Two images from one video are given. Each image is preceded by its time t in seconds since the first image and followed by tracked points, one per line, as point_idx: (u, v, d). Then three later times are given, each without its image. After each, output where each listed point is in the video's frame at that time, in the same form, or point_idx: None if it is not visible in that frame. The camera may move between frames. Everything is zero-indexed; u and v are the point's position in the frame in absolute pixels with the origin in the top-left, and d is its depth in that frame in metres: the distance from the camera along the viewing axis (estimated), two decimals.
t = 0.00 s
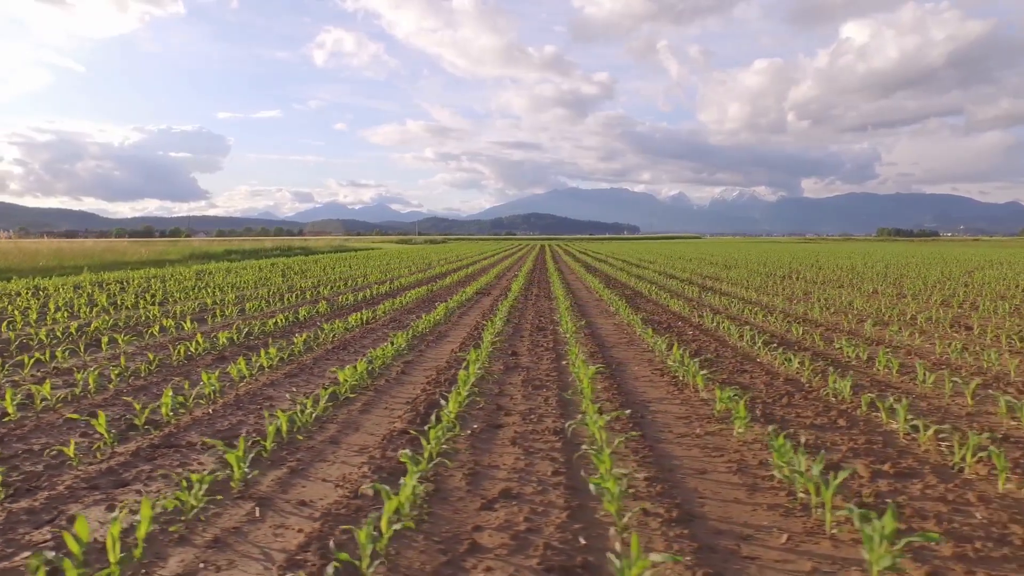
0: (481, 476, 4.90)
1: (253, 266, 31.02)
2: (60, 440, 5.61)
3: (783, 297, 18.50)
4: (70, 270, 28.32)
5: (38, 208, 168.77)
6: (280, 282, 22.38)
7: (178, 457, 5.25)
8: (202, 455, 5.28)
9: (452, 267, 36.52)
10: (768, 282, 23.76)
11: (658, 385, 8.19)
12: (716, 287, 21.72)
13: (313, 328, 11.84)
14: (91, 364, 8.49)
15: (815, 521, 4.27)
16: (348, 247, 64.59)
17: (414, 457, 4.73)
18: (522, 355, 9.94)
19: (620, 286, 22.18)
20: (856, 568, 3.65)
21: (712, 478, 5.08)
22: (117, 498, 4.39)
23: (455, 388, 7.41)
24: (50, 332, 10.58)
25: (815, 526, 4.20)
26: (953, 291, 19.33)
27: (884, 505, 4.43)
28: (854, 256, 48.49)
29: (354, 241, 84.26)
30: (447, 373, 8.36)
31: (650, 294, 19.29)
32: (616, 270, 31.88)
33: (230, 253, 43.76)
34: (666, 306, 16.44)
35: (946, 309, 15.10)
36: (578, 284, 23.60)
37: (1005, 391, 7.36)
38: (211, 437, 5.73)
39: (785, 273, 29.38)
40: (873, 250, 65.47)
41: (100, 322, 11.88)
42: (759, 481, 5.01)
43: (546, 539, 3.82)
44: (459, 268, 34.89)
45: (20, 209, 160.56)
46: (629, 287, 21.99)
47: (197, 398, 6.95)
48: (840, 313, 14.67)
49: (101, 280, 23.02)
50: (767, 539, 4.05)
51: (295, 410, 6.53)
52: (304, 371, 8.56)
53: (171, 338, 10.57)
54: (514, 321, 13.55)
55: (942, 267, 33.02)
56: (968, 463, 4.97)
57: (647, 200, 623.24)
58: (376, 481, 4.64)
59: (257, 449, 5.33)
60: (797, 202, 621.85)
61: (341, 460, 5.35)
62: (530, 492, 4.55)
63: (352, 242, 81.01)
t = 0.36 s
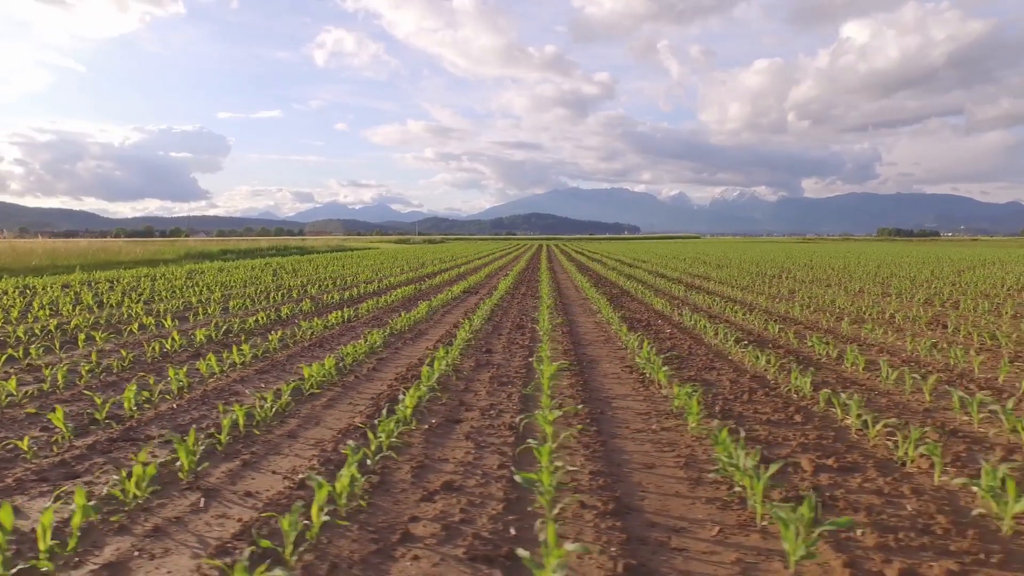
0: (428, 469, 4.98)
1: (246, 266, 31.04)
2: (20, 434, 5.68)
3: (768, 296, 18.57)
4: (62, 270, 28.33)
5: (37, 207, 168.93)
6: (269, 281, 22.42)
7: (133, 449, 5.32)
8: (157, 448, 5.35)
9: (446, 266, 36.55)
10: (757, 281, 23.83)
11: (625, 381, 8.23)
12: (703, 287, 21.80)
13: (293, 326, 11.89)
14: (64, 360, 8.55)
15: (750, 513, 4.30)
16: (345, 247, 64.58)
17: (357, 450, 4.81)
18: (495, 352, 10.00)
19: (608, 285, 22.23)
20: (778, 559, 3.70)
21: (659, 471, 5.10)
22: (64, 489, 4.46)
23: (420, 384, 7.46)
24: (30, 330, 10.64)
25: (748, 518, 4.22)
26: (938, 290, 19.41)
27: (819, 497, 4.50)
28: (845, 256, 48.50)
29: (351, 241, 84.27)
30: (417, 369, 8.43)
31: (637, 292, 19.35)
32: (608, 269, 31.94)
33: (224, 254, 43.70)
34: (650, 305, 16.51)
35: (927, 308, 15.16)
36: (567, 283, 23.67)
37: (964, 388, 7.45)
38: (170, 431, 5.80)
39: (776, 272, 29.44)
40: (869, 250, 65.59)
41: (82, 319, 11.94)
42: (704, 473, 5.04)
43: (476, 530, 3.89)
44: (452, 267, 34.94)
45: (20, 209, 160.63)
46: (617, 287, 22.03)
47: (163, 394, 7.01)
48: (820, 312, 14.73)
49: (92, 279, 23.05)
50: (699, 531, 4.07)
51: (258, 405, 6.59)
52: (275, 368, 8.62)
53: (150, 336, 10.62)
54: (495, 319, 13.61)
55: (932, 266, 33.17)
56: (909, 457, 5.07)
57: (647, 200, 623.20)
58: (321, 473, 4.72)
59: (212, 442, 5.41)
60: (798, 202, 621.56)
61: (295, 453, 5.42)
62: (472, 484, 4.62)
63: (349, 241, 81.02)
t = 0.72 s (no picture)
0: (374, 462, 5.08)
1: (238, 266, 31.07)
2: None
3: (752, 295, 18.63)
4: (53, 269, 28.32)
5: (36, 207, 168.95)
6: (258, 281, 22.45)
7: (88, 442, 5.42)
8: (111, 441, 5.45)
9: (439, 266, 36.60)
10: (745, 280, 23.91)
11: (590, 378, 8.29)
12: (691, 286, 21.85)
13: (272, 324, 11.96)
14: (35, 357, 8.62)
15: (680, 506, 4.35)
16: (340, 246, 64.54)
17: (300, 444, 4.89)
18: (468, 349, 10.07)
19: (596, 285, 22.30)
20: (698, 549, 3.76)
21: (602, 466, 5.15)
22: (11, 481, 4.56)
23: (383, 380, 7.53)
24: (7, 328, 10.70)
25: (677, 511, 4.27)
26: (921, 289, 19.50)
27: (751, 489, 4.58)
28: (839, 256, 48.59)
29: (347, 241, 84.06)
30: (384, 365, 8.50)
31: (623, 291, 19.42)
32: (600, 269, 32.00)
33: (217, 253, 43.61)
34: (633, 304, 16.59)
35: (907, 307, 15.21)
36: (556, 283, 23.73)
37: (921, 386, 7.54)
38: (126, 425, 5.88)
39: (767, 271, 29.49)
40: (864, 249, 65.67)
41: (61, 317, 12.01)
42: (645, 466, 5.09)
43: (405, 520, 3.99)
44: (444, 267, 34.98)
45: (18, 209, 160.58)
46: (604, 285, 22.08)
47: (128, 389, 7.09)
48: (801, 311, 14.80)
49: (81, 278, 23.07)
50: (627, 524, 4.11)
51: (218, 400, 6.67)
52: (246, 365, 8.70)
53: (126, 334, 10.69)
54: (475, 318, 13.68)
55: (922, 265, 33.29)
56: (847, 451, 5.15)
57: (647, 200, 623.12)
58: (266, 466, 4.82)
59: (165, 436, 5.50)
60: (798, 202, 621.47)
61: (248, 447, 5.51)
62: (412, 477, 4.72)
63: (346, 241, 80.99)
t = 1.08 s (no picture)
0: (319, 457, 5.16)
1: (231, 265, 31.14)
2: None
3: (737, 294, 18.66)
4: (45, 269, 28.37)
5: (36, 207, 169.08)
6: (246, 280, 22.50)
7: (42, 437, 5.51)
8: (65, 436, 5.54)
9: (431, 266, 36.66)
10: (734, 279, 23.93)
11: (554, 376, 8.35)
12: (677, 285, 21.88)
13: (250, 323, 12.04)
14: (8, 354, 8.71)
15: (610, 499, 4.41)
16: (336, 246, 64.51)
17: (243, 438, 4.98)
18: (439, 348, 10.14)
19: (583, 284, 22.35)
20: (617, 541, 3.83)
21: (545, 461, 5.21)
22: None
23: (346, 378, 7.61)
24: None
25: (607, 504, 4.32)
26: (906, 288, 19.53)
27: (684, 482, 4.65)
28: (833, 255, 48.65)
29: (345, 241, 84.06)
30: (351, 363, 8.57)
31: (608, 290, 19.47)
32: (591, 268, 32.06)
33: (211, 254, 43.60)
34: (615, 303, 16.65)
35: (888, 306, 15.23)
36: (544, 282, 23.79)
37: (879, 384, 7.60)
38: (83, 420, 5.97)
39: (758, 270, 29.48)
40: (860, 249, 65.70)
41: (41, 316, 12.08)
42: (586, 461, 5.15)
43: (334, 512, 4.07)
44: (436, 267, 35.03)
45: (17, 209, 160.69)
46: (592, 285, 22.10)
47: (92, 385, 7.18)
48: (781, 310, 14.83)
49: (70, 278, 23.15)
50: (555, 517, 4.16)
51: (179, 396, 6.76)
52: (215, 362, 8.77)
53: (103, 332, 10.77)
54: (454, 317, 13.74)
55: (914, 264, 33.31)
56: (786, 446, 5.22)
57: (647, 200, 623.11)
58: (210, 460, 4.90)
59: (119, 431, 5.60)
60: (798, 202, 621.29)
61: (200, 441, 5.60)
62: (352, 471, 4.80)
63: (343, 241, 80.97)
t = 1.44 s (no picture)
0: (265, 449, 5.24)
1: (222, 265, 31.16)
2: None
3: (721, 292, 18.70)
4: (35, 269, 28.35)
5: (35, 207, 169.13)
6: (234, 279, 22.53)
7: None
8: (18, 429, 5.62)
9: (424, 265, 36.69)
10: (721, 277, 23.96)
11: (518, 372, 8.42)
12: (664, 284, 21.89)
13: (227, 320, 12.11)
14: None
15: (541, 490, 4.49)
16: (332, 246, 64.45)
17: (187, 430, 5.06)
18: (410, 345, 10.21)
19: (570, 283, 22.38)
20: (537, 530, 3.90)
21: (487, 454, 5.29)
22: None
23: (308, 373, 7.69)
24: None
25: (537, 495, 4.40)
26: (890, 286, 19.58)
27: (617, 474, 4.73)
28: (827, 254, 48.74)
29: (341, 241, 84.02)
30: (318, 359, 8.66)
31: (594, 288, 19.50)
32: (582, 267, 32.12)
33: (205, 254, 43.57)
34: (597, 301, 16.70)
35: (867, 304, 15.28)
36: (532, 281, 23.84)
37: (836, 379, 7.68)
38: (40, 414, 6.05)
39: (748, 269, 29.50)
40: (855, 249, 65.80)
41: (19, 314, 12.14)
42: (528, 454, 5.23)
43: (264, 502, 4.15)
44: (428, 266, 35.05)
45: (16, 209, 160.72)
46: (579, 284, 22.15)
47: (56, 380, 7.26)
48: (760, 308, 14.89)
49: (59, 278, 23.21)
50: (483, 508, 4.24)
51: (140, 391, 6.84)
52: (184, 359, 8.83)
53: (78, 330, 10.82)
54: (433, 314, 13.81)
55: (904, 263, 33.35)
56: (724, 439, 5.30)
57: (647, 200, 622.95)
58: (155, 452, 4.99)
59: (72, 425, 5.68)
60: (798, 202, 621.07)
61: (153, 434, 5.68)
62: (293, 462, 4.88)
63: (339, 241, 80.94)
